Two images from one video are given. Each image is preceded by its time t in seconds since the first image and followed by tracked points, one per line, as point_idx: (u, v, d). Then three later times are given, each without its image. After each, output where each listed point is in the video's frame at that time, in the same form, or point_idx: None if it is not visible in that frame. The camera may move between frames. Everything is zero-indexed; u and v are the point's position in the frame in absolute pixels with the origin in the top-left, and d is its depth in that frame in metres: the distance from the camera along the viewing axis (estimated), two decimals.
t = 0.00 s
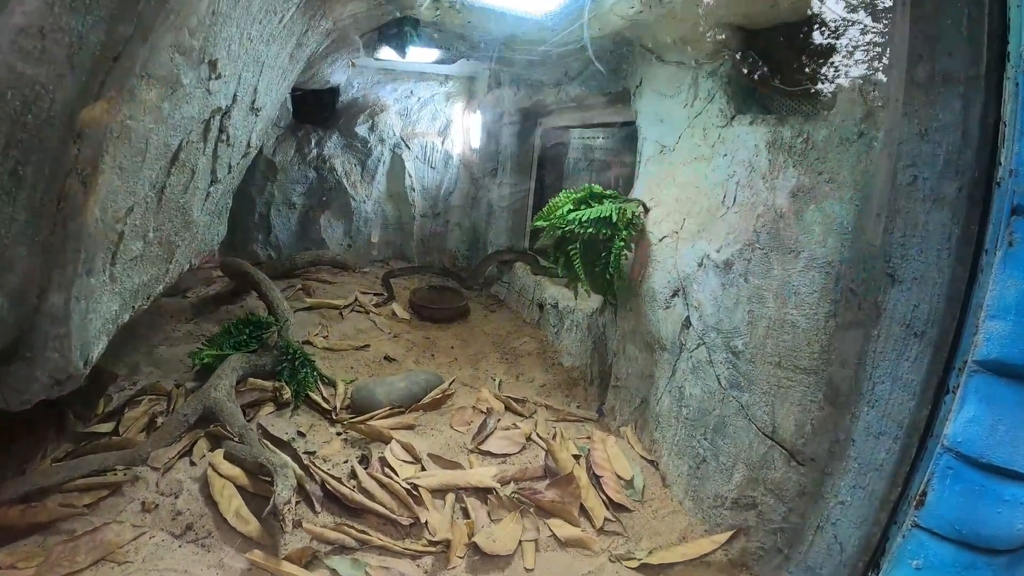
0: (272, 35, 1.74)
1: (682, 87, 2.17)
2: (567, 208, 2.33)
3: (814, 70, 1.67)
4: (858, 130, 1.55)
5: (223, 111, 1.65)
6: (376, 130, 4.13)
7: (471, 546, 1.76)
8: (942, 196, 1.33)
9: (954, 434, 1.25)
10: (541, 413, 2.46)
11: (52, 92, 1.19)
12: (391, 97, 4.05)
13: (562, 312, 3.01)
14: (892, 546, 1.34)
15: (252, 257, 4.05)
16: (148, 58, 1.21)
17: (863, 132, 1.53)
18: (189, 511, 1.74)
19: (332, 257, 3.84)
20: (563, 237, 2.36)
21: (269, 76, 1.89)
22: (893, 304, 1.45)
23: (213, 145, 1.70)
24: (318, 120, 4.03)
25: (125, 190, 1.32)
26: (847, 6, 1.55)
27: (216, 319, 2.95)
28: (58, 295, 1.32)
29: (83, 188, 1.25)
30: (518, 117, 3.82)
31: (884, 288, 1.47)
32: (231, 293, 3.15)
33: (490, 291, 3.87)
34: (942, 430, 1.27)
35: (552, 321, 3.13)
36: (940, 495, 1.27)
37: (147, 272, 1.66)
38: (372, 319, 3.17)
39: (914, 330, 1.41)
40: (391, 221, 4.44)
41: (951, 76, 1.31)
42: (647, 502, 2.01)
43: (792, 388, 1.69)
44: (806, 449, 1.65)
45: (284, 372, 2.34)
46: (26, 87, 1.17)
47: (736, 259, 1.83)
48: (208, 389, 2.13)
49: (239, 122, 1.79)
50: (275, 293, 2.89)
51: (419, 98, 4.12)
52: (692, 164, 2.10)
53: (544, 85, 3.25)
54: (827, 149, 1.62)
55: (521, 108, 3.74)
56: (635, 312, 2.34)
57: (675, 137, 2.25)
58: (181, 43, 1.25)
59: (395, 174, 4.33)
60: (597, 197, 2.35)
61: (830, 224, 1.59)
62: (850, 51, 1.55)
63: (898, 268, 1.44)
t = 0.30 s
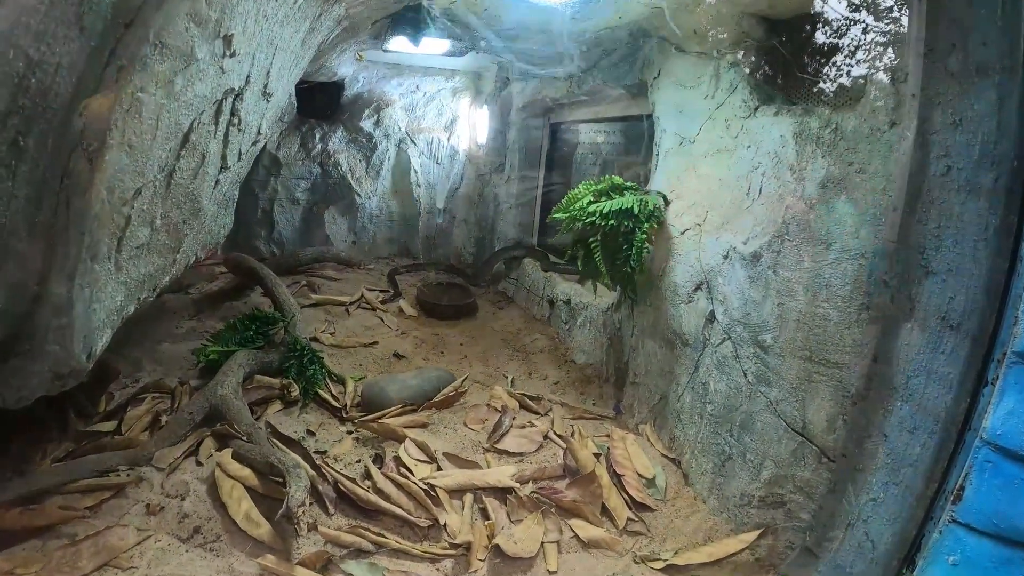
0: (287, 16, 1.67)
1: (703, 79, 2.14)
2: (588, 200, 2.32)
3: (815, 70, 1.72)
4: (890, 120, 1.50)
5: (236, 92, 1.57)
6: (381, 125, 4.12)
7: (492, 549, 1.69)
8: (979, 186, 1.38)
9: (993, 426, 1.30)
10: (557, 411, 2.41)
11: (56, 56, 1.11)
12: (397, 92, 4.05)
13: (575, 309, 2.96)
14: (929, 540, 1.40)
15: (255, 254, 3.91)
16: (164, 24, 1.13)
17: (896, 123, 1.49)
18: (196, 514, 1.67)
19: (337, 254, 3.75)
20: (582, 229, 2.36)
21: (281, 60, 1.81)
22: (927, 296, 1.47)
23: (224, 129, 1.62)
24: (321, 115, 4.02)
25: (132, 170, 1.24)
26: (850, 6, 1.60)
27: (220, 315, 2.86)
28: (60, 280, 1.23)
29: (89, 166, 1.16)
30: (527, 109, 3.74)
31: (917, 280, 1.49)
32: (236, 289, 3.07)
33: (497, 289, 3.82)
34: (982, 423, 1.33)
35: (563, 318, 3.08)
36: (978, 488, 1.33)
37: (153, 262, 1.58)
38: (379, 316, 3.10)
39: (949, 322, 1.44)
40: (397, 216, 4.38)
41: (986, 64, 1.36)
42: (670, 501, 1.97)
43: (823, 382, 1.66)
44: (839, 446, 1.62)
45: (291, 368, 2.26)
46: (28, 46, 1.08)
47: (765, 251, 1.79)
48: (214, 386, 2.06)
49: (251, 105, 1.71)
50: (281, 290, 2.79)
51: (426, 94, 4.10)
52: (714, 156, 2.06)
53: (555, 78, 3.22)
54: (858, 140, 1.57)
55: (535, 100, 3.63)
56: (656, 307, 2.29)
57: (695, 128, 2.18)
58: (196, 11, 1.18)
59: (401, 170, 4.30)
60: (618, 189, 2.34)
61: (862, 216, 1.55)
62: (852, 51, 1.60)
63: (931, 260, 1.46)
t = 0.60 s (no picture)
0: None
1: (719, 70, 2.13)
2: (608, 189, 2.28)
3: (817, 69, 1.74)
4: (913, 108, 1.47)
5: (254, 72, 1.53)
6: (386, 120, 4.03)
7: (513, 544, 1.66)
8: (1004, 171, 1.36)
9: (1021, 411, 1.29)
10: (571, 405, 2.38)
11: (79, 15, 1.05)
12: (402, 86, 3.98)
13: (586, 303, 2.94)
14: (957, 527, 1.38)
15: (259, 249, 3.91)
16: None
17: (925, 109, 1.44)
18: (206, 510, 1.62)
19: (341, 250, 3.69)
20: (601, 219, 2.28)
21: (297, 43, 1.78)
22: (952, 283, 1.46)
23: (239, 111, 1.58)
24: (325, 109, 3.92)
25: (150, 144, 1.19)
26: (851, 4, 1.61)
27: (224, 310, 2.80)
28: (71, 255, 1.17)
29: (106, 136, 1.11)
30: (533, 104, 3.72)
31: (942, 266, 1.48)
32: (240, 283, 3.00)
33: (504, 284, 3.82)
34: (1011, 407, 1.31)
35: (573, 313, 3.06)
36: (1007, 474, 1.30)
37: (166, 247, 1.52)
38: (386, 312, 3.05)
39: (976, 308, 1.42)
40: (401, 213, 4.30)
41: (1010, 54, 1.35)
42: (690, 494, 1.96)
43: (850, 371, 1.63)
44: (865, 435, 1.60)
45: (300, 362, 2.19)
46: None
47: (788, 239, 1.78)
48: (223, 379, 2.01)
49: (267, 88, 1.68)
50: (288, 284, 2.73)
51: (431, 89, 4.05)
52: (729, 147, 2.06)
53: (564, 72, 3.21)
54: (879, 129, 1.55)
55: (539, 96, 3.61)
56: (673, 298, 2.28)
57: (711, 119, 2.17)
58: None
59: (406, 166, 4.21)
60: (638, 179, 2.27)
61: (887, 203, 1.52)
62: (852, 50, 1.62)
63: (957, 246, 1.46)
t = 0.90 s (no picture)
0: None
1: (721, 63, 2.12)
2: (610, 181, 2.21)
3: (817, 68, 1.78)
4: (915, 100, 1.47)
5: (258, 60, 1.54)
6: (387, 117, 4.05)
7: (517, 536, 1.65)
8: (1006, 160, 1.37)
9: None
10: (574, 398, 2.37)
11: None
12: (402, 83, 3.99)
13: (588, 298, 2.94)
14: (964, 515, 1.39)
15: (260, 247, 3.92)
16: None
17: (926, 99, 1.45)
18: (207, 502, 1.61)
19: (341, 247, 3.69)
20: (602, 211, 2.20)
21: (302, 33, 1.78)
22: (956, 272, 1.47)
23: (243, 98, 1.58)
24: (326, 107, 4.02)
25: (155, 126, 1.19)
26: (850, 5, 1.66)
27: (224, 305, 2.79)
28: (74, 238, 1.16)
29: (112, 116, 1.10)
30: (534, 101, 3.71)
31: (945, 255, 1.48)
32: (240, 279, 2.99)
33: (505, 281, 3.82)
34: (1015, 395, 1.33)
35: (575, 308, 3.06)
36: (1011, 461, 1.32)
37: (168, 235, 1.52)
38: (386, 307, 3.04)
39: (980, 296, 1.43)
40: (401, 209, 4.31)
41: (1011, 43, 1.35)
42: (693, 486, 1.96)
43: (853, 359, 1.63)
44: (869, 425, 1.60)
45: (301, 356, 2.20)
46: None
47: (791, 229, 1.78)
48: (224, 372, 2.00)
49: (271, 78, 1.68)
50: (288, 278, 2.72)
51: (432, 86, 4.07)
52: (731, 141, 2.06)
53: (564, 69, 3.22)
54: (881, 119, 1.55)
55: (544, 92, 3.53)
56: (676, 290, 2.28)
57: (714, 112, 2.16)
58: None
59: (406, 163, 4.24)
60: (639, 170, 2.20)
61: (890, 192, 1.52)
62: (852, 50, 1.66)
63: (960, 234, 1.46)
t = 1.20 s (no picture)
0: None
1: (716, 59, 2.11)
2: (603, 177, 2.21)
3: (816, 68, 1.74)
4: (908, 93, 1.48)
5: (252, 57, 1.55)
6: (384, 116, 4.04)
7: (509, 531, 1.65)
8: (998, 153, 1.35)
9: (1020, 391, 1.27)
10: (569, 395, 2.37)
11: None
12: (400, 82, 3.97)
13: (583, 296, 2.94)
14: (958, 511, 1.35)
15: (258, 246, 3.92)
16: None
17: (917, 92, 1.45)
18: (202, 497, 1.63)
19: (339, 246, 3.70)
20: (596, 208, 2.21)
21: (295, 31, 1.80)
22: (949, 265, 1.45)
23: (237, 95, 1.59)
24: (327, 105, 3.96)
25: (148, 121, 1.21)
26: (849, 4, 1.62)
27: (221, 303, 2.80)
28: (66, 232, 1.17)
29: (105, 110, 1.11)
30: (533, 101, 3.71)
31: (938, 249, 1.47)
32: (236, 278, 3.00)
33: (502, 279, 3.84)
34: (1010, 388, 1.29)
35: (571, 306, 3.06)
36: (1006, 454, 1.28)
37: (162, 231, 1.53)
38: (383, 305, 3.05)
39: (973, 289, 1.40)
40: (399, 208, 4.33)
41: (1003, 34, 1.33)
42: (687, 482, 1.96)
43: (845, 354, 1.63)
44: (862, 419, 1.60)
45: (296, 353, 2.21)
46: None
47: (785, 224, 1.77)
48: (219, 369, 2.01)
49: (265, 75, 1.70)
50: (285, 276, 2.73)
51: (429, 85, 4.05)
52: (725, 137, 2.05)
53: (562, 68, 3.23)
54: (875, 112, 1.55)
55: (537, 85, 3.56)
56: (670, 286, 2.28)
57: (708, 109, 2.16)
58: None
59: (404, 161, 4.24)
60: (633, 167, 2.20)
61: (882, 186, 1.53)
62: (851, 49, 1.62)
63: (953, 228, 1.45)
